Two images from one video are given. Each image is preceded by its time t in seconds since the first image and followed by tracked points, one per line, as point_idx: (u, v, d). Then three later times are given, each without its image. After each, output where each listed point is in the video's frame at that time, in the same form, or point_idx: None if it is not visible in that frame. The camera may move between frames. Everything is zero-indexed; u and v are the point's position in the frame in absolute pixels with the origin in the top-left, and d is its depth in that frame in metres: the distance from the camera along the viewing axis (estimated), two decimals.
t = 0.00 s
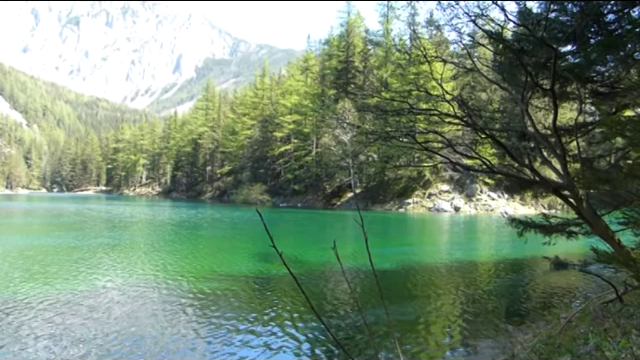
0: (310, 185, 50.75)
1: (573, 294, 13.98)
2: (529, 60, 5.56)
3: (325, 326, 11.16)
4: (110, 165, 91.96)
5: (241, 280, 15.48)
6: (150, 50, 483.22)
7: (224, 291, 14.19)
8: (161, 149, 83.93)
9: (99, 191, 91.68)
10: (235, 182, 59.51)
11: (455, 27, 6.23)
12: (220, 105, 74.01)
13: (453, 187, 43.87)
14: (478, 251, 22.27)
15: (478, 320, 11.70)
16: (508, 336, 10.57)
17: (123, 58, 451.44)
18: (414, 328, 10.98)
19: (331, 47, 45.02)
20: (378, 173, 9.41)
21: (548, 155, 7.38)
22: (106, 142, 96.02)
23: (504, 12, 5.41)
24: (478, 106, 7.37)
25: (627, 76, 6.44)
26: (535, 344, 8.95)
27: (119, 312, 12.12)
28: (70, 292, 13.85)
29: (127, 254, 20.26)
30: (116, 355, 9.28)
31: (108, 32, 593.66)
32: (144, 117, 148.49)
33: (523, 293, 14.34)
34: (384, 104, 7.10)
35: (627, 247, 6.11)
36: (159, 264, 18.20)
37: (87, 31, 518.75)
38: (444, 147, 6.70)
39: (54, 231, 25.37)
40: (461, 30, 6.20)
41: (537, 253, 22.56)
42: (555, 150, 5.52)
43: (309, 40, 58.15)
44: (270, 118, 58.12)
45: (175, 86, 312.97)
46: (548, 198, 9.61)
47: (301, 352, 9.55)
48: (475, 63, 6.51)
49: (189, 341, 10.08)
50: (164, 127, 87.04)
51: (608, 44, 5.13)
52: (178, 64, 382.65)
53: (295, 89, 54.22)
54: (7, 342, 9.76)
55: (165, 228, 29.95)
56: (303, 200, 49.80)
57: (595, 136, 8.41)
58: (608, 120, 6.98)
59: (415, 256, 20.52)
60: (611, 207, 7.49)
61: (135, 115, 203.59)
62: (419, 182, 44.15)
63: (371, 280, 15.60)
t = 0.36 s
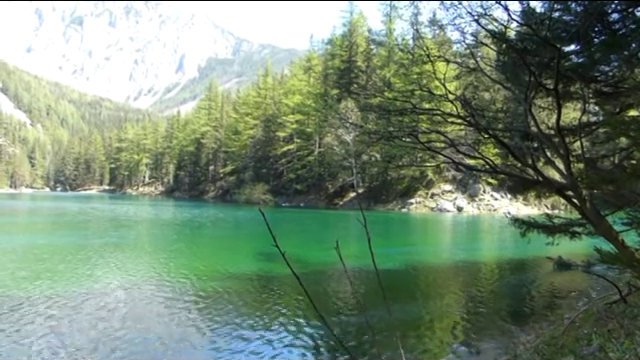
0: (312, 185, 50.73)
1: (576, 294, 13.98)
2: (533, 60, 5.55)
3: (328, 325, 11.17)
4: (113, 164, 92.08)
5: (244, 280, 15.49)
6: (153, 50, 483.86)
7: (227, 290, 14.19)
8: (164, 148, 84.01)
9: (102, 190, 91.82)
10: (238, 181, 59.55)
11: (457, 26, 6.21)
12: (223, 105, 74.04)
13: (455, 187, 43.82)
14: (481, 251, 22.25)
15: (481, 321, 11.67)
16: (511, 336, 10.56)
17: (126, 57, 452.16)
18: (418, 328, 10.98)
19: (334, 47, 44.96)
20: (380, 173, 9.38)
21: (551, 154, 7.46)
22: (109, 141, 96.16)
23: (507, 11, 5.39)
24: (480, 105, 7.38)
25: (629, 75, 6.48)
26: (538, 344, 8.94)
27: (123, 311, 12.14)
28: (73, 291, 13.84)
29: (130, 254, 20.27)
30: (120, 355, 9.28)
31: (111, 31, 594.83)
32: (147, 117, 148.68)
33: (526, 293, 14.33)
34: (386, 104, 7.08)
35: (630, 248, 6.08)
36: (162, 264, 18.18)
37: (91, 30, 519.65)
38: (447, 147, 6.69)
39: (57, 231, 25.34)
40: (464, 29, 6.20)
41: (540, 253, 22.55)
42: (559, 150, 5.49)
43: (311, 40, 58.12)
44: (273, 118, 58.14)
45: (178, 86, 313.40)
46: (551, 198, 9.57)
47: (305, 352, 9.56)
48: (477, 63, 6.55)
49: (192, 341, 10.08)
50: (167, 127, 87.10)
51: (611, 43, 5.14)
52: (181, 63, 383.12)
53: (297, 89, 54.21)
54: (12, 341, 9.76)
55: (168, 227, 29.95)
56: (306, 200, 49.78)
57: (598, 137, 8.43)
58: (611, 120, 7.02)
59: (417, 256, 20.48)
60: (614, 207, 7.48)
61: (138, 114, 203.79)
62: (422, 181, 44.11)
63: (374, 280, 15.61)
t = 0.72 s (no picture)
0: (312, 185, 50.73)
1: (577, 294, 13.99)
2: (533, 60, 5.54)
3: (328, 326, 11.17)
4: (113, 165, 92.05)
5: (244, 280, 15.49)
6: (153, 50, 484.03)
7: (227, 290, 14.19)
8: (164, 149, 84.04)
9: (102, 190, 91.79)
10: (238, 181, 59.54)
11: (458, 26, 6.22)
12: (223, 105, 74.01)
13: (456, 187, 43.81)
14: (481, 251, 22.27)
15: (481, 321, 11.66)
16: (511, 336, 10.56)
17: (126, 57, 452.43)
18: (418, 328, 10.97)
19: (334, 47, 44.92)
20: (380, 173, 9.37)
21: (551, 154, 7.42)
22: (109, 141, 96.11)
23: (507, 11, 5.39)
24: (480, 105, 7.38)
25: (629, 75, 6.49)
26: (538, 344, 8.94)
27: (124, 311, 12.13)
28: (73, 292, 13.84)
29: (131, 254, 20.27)
30: (120, 355, 9.28)
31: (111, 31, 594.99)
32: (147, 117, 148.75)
33: (526, 293, 14.34)
34: (387, 104, 7.07)
35: (630, 248, 6.07)
36: (162, 264, 18.16)
37: (91, 30, 519.61)
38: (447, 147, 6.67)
39: (58, 231, 25.32)
40: (464, 29, 6.20)
41: (541, 253, 22.57)
42: (559, 151, 5.48)
43: (311, 40, 58.10)
44: (273, 118, 58.12)
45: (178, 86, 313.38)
46: (551, 198, 9.56)
47: (305, 352, 9.55)
48: (478, 63, 6.55)
49: (193, 341, 10.06)
50: (167, 127, 87.09)
51: (611, 43, 5.15)
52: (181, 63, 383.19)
53: (298, 89, 54.17)
54: (11, 341, 9.74)
55: (169, 227, 29.95)
56: (306, 200, 49.73)
57: (598, 137, 8.44)
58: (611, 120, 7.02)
59: (417, 256, 20.48)
60: (614, 207, 7.49)
61: (138, 114, 203.73)
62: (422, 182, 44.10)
63: (374, 280, 15.61)
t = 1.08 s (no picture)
0: (312, 185, 50.76)
1: (577, 294, 13.98)
2: (532, 60, 5.58)
3: (327, 326, 11.16)
4: (113, 165, 92.10)
5: (244, 280, 15.50)
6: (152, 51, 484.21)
7: (226, 291, 14.19)
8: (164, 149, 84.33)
9: (101, 190, 91.89)
10: (237, 182, 59.56)
11: (457, 27, 6.22)
12: (222, 105, 74.09)
13: (455, 187, 43.82)
14: (481, 251, 22.29)
15: (481, 321, 11.66)
16: (510, 336, 10.55)
17: (125, 58, 452.50)
18: (417, 329, 10.95)
19: (333, 47, 44.95)
20: (379, 173, 9.37)
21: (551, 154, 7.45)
22: (108, 142, 96.13)
23: (506, 12, 5.39)
24: (480, 106, 7.40)
25: (629, 76, 6.51)
26: (537, 345, 8.92)
27: (122, 311, 12.15)
28: (72, 292, 13.83)
29: (130, 254, 20.31)
30: (118, 355, 9.29)
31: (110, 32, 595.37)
32: (147, 117, 148.98)
33: (525, 294, 14.33)
34: (386, 105, 7.06)
35: (630, 248, 6.07)
36: (161, 264, 18.16)
37: (90, 31, 519.36)
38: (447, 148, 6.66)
39: (58, 231, 25.36)
40: (463, 30, 6.21)
41: (540, 253, 22.59)
42: (559, 151, 5.49)
43: (311, 40, 58.15)
44: (272, 118, 58.12)
45: (178, 86, 313.33)
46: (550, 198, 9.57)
47: (303, 352, 9.55)
48: (477, 63, 6.55)
49: (191, 341, 10.07)
50: (166, 127, 87.15)
51: (610, 43, 5.15)
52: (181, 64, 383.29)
53: (297, 89, 54.28)
54: (11, 341, 9.73)
55: (168, 227, 30.01)
56: (305, 200, 49.75)
57: (598, 137, 8.47)
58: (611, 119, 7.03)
59: (417, 257, 20.51)
60: (613, 208, 7.48)
61: (138, 115, 203.75)
62: (421, 182, 44.10)
63: (373, 281, 15.62)
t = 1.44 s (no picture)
0: (312, 186, 50.74)
1: (577, 295, 13.96)
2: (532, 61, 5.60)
3: (327, 326, 11.16)
4: (114, 165, 92.16)
5: (244, 280, 15.51)
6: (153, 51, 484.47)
7: (226, 291, 14.19)
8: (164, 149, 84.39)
9: (102, 190, 91.97)
10: (238, 182, 59.56)
11: (457, 27, 6.21)
12: (223, 105, 74.11)
13: (456, 187, 43.83)
14: (481, 251, 22.30)
15: (482, 321, 11.66)
16: (511, 337, 10.55)
17: (126, 58, 452.79)
18: (417, 329, 10.93)
19: (334, 48, 44.92)
20: (379, 173, 9.35)
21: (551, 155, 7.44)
22: (109, 142, 96.20)
23: (507, 12, 5.39)
24: (480, 106, 7.39)
25: (629, 76, 6.51)
26: (538, 345, 8.91)
27: (122, 311, 12.17)
28: (71, 293, 13.80)
29: (131, 254, 20.35)
30: (117, 354, 9.32)
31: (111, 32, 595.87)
32: (147, 117, 149.02)
33: (526, 294, 14.31)
34: (386, 105, 7.05)
35: (631, 248, 6.07)
36: (161, 265, 18.16)
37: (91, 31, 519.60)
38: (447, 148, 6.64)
39: (58, 231, 25.41)
40: (464, 30, 6.19)
41: (541, 253, 22.58)
42: (560, 151, 5.48)
43: (311, 40, 58.14)
44: (273, 118, 58.09)
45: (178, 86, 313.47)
46: (552, 199, 9.57)
47: (302, 352, 9.57)
48: (478, 64, 6.55)
49: (190, 341, 10.09)
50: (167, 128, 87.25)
51: (611, 43, 5.16)
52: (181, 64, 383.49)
53: (298, 90, 54.34)
54: (11, 342, 9.73)
55: (169, 228, 30.05)
56: (306, 200, 49.76)
57: (598, 137, 8.49)
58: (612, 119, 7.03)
59: (417, 257, 20.53)
60: (614, 208, 7.47)
61: (138, 116, 203.28)
62: (422, 182, 44.08)
63: (373, 281, 15.62)
